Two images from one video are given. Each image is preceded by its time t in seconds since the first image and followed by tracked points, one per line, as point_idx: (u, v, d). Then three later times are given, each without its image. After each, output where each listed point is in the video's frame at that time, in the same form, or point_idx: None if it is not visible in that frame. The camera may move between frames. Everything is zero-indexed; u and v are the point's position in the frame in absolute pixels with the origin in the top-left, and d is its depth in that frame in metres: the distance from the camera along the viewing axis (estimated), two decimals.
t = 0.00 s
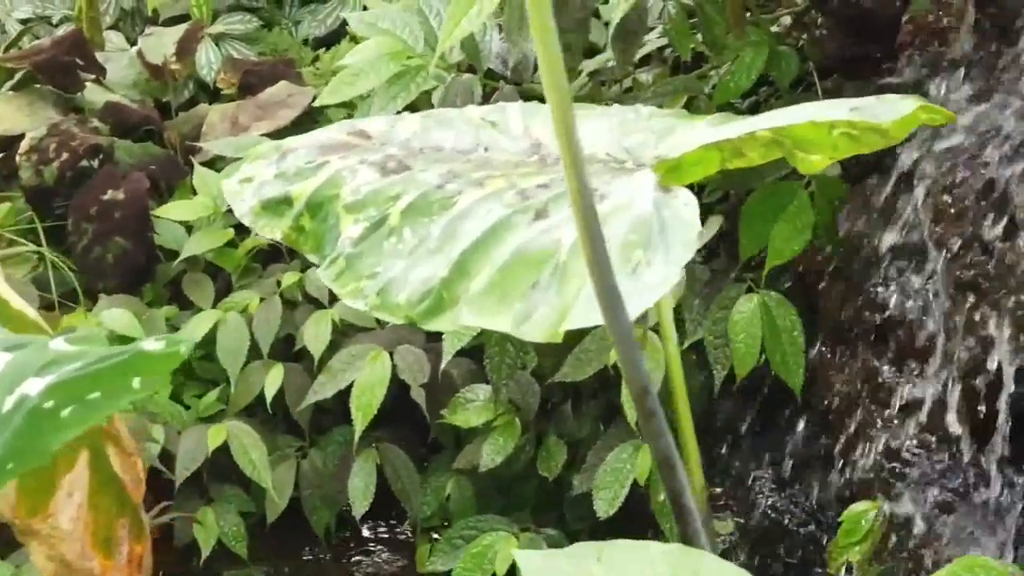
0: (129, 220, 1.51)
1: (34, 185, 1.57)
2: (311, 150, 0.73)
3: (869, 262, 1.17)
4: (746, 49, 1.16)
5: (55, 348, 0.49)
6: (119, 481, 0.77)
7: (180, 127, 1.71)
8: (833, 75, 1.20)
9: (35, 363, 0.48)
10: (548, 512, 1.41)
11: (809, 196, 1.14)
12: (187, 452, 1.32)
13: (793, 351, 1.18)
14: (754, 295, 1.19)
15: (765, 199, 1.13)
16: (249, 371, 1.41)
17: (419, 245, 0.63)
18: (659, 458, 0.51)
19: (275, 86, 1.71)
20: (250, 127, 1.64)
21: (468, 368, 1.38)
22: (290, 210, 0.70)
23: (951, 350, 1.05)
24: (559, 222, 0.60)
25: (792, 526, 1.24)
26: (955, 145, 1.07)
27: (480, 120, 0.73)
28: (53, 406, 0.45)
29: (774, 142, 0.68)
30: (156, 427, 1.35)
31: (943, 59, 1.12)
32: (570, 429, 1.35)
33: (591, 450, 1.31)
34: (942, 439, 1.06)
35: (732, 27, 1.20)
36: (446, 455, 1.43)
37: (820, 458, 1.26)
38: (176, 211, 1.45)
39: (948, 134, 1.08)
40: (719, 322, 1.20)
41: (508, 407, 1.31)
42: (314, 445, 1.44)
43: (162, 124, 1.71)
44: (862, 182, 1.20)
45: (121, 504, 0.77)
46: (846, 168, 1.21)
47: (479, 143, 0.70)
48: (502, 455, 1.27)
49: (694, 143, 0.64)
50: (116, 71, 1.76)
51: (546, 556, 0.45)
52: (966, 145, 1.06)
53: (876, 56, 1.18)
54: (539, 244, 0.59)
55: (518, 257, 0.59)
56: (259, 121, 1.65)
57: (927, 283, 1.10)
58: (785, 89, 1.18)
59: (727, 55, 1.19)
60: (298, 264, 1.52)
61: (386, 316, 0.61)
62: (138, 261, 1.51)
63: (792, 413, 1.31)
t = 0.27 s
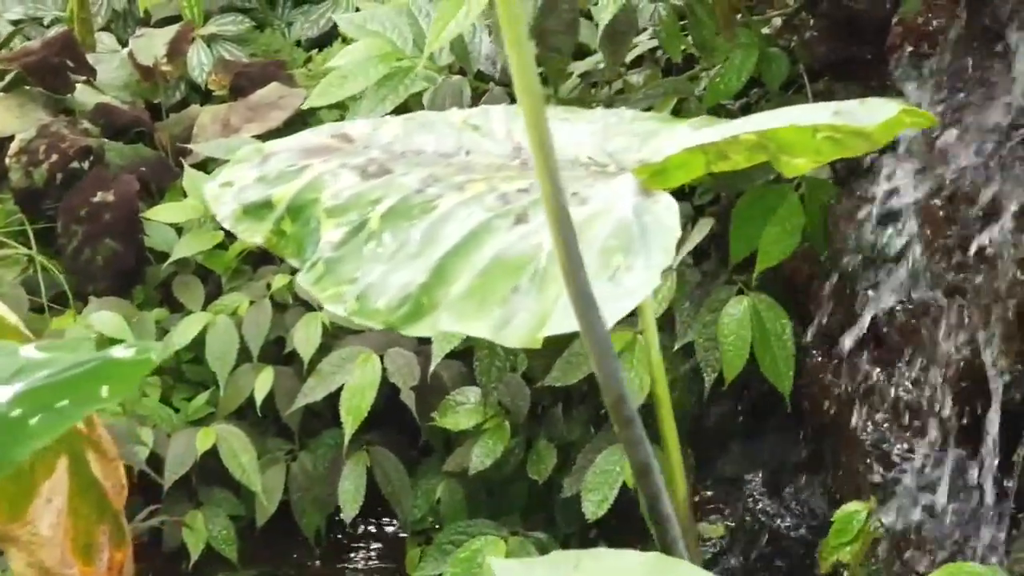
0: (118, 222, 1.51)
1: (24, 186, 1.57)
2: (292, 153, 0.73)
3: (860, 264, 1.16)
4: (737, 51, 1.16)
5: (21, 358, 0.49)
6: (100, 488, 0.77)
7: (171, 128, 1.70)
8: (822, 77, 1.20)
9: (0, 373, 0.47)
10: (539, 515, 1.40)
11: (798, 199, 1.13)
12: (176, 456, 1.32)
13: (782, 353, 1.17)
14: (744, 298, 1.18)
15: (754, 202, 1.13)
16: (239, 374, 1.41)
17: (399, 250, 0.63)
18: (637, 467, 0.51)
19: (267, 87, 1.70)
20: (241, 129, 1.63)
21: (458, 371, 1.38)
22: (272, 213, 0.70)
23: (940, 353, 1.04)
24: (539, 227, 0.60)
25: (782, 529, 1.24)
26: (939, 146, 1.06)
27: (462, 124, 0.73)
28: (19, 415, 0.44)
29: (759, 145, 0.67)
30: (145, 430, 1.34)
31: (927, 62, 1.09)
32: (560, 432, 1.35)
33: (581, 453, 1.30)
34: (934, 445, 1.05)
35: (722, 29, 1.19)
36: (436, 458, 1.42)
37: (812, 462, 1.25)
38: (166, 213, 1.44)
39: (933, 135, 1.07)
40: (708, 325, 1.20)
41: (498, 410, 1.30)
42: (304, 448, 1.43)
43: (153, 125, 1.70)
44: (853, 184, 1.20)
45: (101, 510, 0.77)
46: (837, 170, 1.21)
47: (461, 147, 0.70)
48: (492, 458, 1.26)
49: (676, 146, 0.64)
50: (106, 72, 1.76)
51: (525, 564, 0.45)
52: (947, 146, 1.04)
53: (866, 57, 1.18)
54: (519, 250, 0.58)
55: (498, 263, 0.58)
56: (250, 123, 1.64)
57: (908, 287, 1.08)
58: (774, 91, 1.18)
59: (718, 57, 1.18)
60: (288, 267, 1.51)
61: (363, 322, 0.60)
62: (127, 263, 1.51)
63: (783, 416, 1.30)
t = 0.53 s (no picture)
0: (106, 226, 1.50)
1: (12, 189, 1.57)
2: (272, 159, 0.72)
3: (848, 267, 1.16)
4: (726, 54, 1.15)
5: None
6: (78, 495, 0.76)
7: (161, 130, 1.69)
8: (812, 80, 1.19)
9: None
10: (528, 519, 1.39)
11: (787, 202, 1.13)
12: (163, 461, 1.31)
13: (771, 357, 1.17)
14: (732, 302, 1.18)
15: (742, 206, 1.12)
16: (227, 379, 1.40)
17: (376, 256, 0.62)
18: (612, 479, 0.58)
19: (257, 90, 1.69)
20: (230, 131, 1.63)
21: (448, 375, 1.37)
22: (250, 219, 0.69)
23: (929, 359, 1.03)
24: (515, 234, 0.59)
25: (771, 534, 1.23)
26: (928, 148, 1.05)
27: (443, 129, 0.72)
28: None
29: (740, 151, 0.67)
30: (132, 434, 1.34)
31: (918, 63, 1.12)
32: (549, 435, 1.33)
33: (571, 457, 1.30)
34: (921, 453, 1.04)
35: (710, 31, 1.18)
36: (425, 462, 1.42)
37: (803, 466, 1.25)
38: (158, 215, 1.44)
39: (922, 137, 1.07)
40: (697, 329, 1.19)
41: (486, 414, 1.30)
42: (293, 452, 1.42)
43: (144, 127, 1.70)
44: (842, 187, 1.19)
45: (79, 518, 0.76)
46: (826, 173, 1.20)
47: (441, 152, 0.70)
48: (481, 462, 1.25)
49: (656, 153, 0.63)
50: (96, 75, 1.75)
51: None
52: (940, 149, 1.04)
53: (852, 60, 1.18)
54: (496, 257, 0.58)
55: (473, 270, 0.58)
56: (240, 125, 1.63)
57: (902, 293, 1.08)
58: (763, 94, 1.17)
59: (705, 60, 1.18)
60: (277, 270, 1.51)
61: (340, 329, 0.60)
62: (116, 267, 1.50)
63: (773, 421, 1.30)
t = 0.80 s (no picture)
0: (95, 229, 1.49)
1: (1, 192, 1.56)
2: (251, 164, 0.72)
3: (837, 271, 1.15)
4: (714, 58, 1.15)
5: None
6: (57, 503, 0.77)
7: (151, 133, 1.69)
8: (801, 83, 1.19)
9: None
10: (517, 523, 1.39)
11: (776, 206, 1.12)
12: (150, 466, 1.31)
13: (760, 362, 1.16)
14: (721, 306, 1.17)
15: (731, 211, 1.12)
16: (216, 383, 1.39)
17: (354, 264, 0.62)
18: (586, 491, 0.58)
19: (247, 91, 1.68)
20: (221, 134, 1.62)
21: (437, 379, 1.37)
22: (228, 225, 0.69)
23: (918, 365, 1.03)
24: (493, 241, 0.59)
25: (760, 539, 1.23)
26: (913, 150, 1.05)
27: (423, 134, 0.72)
28: None
29: (722, 157, 0.67)
30: (119, 439, 1.33)
31: (904, 69, 1.09)
32: (538, 440, 1.33)
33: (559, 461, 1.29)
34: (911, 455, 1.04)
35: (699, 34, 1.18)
36: (414, 466, 1.41)
37: (791, 470, 1.24)
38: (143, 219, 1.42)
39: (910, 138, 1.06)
40: (686, 334, 1.19)
41: (475, 419, 1.29)
42: (282, 456, 1.42)
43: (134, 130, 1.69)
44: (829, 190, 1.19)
45: (59, 526, 0.76)
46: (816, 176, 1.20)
47: (421, 158, 0.69)
48: (470, 466, 1.25)
49: (636, 160, 0.63)
50: (86, 77, 1.75)
51: None
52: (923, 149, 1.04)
53: (841, 63, 1.18)
54: (472, 265, 0.58)
55: (450, 278, 0.58)
56: (230, 128, 1.63)
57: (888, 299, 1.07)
58: (751, 97, 1.17)
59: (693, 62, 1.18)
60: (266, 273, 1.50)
61: (317, 336, 0.59)
62: (105, 270, 1.50)
63: (762, 425, 1.29)
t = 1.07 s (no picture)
0: (84, 232, 1.49)
1: None
2: (231, 170, 0.71)
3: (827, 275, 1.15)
4: (703, 61, 1.14)
5: None
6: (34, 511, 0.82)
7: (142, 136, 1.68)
8: (791, 87, 1.19)
9: None
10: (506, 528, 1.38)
11: (765, 210, 1.12)
12: (139, 469, 1.30)
13: (750, 366, 1.15)
14: (711, 310, 1.17)
15: (721, 212, 1.11)
16: (205, 387, 1.39)
17: (330, 272, 0.61)
18: (560, 501, 0.57)
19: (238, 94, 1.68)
20: (211, 137, 1.61)
21: (426, 383, 1.36)
22: (206, 232, 0.68)
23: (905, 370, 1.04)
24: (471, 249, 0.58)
25: (749, 545, 1.22)
26: (903, 159, 1.06)
27: (403, 139, 0.71)
28: None
29: (704, 164, 0.66)
30: (108, 443, 1.32)
31: (893, 73, 1.07)
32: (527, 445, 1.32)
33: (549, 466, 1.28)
34: (900, 461, 1.03)
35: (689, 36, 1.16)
36: (404, 471, 1.41)
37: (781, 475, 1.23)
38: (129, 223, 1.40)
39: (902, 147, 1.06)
40: (676, 338, 1.19)
41: (464, 423, 1.29)
42: (271, 461, 1.41)
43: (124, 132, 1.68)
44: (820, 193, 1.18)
45: (36, 533, 0.81)
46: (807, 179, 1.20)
47: (401, 164, 0.69)
48: (458, 472, 1.25)
49: (617, 166, 0.62)
50: (76, 79, 1.74)
51: None
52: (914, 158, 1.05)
53: (832, 67, 1.17)
54: (450, 273, 0.58)
55: (427, 287, 0.58)
56: (221, 130, 1.62)
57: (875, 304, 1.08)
58: (741, 101, 1.16)
59: (682, 66, 1.18)
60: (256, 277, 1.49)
61: (294, 345, 0.58)
62: (93, 273, 1.49)
63: (752, 429, 1.29)
